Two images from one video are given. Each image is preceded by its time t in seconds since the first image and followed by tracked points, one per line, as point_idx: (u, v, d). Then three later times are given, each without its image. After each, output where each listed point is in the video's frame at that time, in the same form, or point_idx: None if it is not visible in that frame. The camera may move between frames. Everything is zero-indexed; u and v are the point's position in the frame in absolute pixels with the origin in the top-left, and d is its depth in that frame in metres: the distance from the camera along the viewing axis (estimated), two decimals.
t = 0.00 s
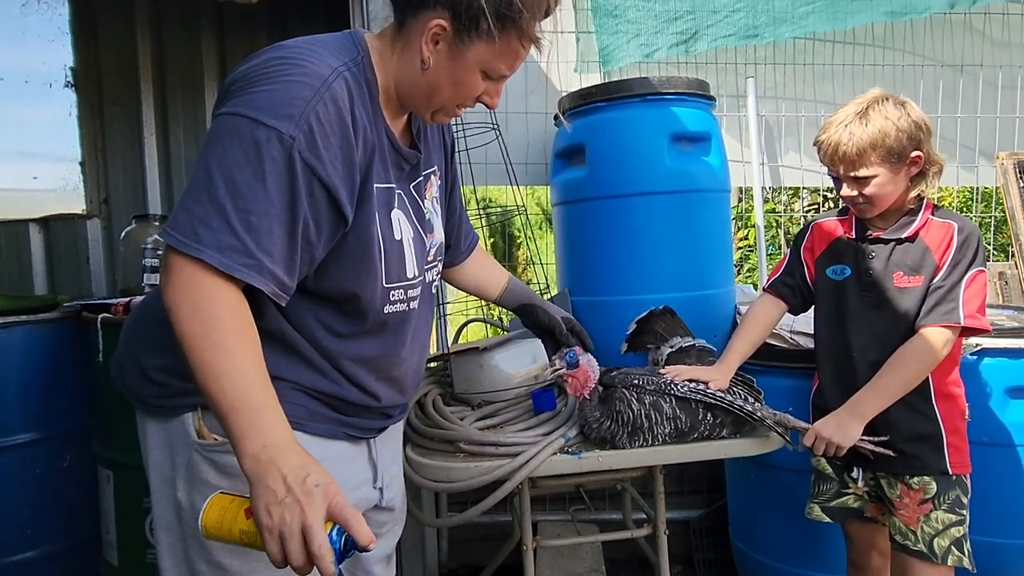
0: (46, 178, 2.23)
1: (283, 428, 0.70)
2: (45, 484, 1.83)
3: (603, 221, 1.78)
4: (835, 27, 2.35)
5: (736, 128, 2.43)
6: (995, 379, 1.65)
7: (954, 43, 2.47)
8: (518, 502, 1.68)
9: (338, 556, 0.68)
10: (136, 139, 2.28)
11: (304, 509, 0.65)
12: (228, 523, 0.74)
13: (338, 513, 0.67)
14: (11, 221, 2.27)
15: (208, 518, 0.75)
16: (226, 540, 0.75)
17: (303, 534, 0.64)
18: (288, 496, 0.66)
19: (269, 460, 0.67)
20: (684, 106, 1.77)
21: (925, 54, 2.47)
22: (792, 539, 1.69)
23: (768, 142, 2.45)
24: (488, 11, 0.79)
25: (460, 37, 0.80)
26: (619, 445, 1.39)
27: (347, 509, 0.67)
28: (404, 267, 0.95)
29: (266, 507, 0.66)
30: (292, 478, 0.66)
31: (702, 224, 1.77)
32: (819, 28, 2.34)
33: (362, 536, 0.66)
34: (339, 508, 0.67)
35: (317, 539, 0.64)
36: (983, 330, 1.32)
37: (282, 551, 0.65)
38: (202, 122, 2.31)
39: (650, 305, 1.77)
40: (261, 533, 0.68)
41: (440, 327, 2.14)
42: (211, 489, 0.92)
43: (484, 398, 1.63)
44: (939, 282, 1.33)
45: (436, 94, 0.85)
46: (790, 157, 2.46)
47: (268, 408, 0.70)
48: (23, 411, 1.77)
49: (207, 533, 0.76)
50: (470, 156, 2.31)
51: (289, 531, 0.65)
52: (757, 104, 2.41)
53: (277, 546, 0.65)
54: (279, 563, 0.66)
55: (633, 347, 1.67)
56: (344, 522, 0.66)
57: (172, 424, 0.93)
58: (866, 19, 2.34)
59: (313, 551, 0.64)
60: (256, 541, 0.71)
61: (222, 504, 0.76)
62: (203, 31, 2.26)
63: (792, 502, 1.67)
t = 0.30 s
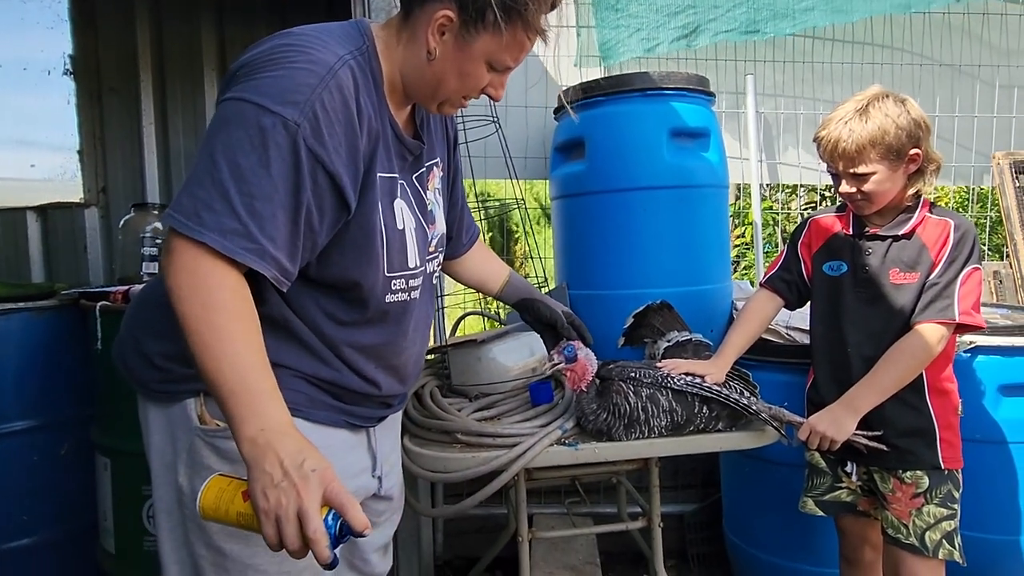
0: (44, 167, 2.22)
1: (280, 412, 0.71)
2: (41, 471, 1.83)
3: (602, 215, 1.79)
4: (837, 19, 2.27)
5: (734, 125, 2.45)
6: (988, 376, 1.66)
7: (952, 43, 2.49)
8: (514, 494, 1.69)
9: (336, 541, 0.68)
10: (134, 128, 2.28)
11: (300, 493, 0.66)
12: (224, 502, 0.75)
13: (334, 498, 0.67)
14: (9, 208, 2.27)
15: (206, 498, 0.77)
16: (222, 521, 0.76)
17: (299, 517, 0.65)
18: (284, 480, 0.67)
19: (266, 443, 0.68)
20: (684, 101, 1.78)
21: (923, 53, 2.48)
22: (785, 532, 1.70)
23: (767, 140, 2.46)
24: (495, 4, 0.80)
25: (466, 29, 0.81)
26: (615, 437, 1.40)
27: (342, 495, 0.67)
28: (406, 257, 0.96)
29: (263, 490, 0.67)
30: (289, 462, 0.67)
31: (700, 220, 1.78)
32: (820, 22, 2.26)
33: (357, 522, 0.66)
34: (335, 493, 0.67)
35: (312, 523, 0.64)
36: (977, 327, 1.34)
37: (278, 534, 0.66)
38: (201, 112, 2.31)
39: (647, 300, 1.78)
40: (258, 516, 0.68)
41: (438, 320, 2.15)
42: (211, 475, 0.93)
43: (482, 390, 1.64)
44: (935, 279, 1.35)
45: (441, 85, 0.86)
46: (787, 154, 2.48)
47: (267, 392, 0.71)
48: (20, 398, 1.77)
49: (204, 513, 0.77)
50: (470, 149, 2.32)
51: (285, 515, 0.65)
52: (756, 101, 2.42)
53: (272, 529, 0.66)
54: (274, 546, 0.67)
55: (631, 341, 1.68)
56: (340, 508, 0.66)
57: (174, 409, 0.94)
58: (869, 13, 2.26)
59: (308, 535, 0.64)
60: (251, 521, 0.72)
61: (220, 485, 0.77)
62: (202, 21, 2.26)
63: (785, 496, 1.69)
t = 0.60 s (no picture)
0: (43, 156, 2.22)
1: (285, 397, 0.71)
2: (40, 460, 1.83)
3: (602, 210, 1.80)
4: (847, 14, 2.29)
5: (734, 122, 2.46)
6: (983, 373, 1.69)
7: (951, 42, 2.50)
8: (512, 486, 1.70)
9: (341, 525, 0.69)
10: (134, 118, 2.28)
11: (306, 477, 0.67)
12: (230, 488, 0.75)
13: (339, 482, 0.68)
14: (9, 198, 2.26)
15: (212, 483, 0.77)
16: (228, 506, 0.77)
17: (304, 501, 0.66)
18: (290, 464, 0.67)
19: (271, 429, 0.69)
20: (684, 97, 1.79)
21: (922, 52, 2.49)
22: (781, 526, 1.72)
23: (766, 137, 2.48)
24: None
25: (474, 22, 0.82)
26: (615, 430, 1.41)
27: (347, 479, 0.68)
28: (409, 249, 0.97)
29: (268, 475, 0.68)
30: (295, 446, 0.68)
31: (700, 215, 1.80)
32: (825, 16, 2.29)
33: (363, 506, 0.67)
34: (340, 478, 0.68)
35: (318, 507, 0.65)
36: (974, 322, 1.35)
37: (283, 518, 0.67)
38: (201, 105, 2.31)
39: (646, 294, 1.80)
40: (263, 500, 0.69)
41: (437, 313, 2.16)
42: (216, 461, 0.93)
43: (482, 383, 1.65)
44: (932, 275, 1.36)
45: (448, 78, 0.87)
46: (786, 151, 2.49)
47: (272, 377, 0.71)
48: (19, 387, 1.77)
49: (209, 498, 0.77)
50: (470, 143, 2.32)
51: (291, 499, 0.66)
52: (756, 98, 2.43)
53: (278, 513, 0.67)
54: (280, 530, 0.68)
55: (630, 335, 1.69)
56: (345, 493, 0.67)
57: (179, 397, 0.95)
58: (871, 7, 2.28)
59: (314, 519, 0.65)
60: (258, 506, 0.73)
61: (225, 471, 0.77)
62: (203, 13, 2.26)
63: (782, 490, 1.71)
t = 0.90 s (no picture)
0: (36, 147, 2.22)
1: (278, 387, 0.71)
2: (33, 452, 1.82)
3: (598, 203, 1.80)
4: (846, 4, 2.24)
5: (730, 117, 2.46)
6: (974, 367, 1.70)
7: (946, 38, 2.52)
8: (508, 478, 1.70)
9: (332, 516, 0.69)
10: (128, 109, 2.27)
11: (298, 466, 0.67)
12: (222, 474, 0.75)
13: (331, 472, 0.68)
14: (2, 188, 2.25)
15: (203, 470, 0.77)
16: (218, 494, 0.77)
17: (296, 490, 0.66)
18: (281, 453, 0.68)
19: (264, 418, 0.69)
20: (681, 91, 1.80)
21: (917, 48, 2.51)
22: (774, 519, 1.73)
23: (761, 132, 2.49)
24: None
25: (473, 16, 0.83)
26: (609, 422, 1.41)
27: (340, 469, 0.68)
28: (406, 242, 0.97)
29: (260, 464, 0.68)
30: (287, 436, 0.68)
31: (696, 209, 1.80)
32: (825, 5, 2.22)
33: (354, 497, 0.67)
34: (332, 468, 0.68)
35: (310, 497, 0.65)
36: (966, 316, 1.36)
37: (275, 507, 0.67)
38: (196, 96, 2.30)
39: (641, 288, 1.80)
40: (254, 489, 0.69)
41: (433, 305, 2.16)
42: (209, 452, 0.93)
43: (477, 375, 1.65)
44: (926, 268, 1.37)
45: (448, 72, 0.87)
46: (781, 146, 2.50)
47: (266, 366, 0.72)
48: (12, 378, 1.76)
49: (201, 486, 0.77)
50: (466, 137, 2.34)
51: (282, 487, 0.66)
52: (751, 93, 2.44)
53: (269, 503, 0.67)
54: (271, 519, 0.68)
55: (625, 328, 1.70)
56: (337, 483, 0.67)
57: (173, 386, 0.95)
58: None
59: (306, 508, 0.65)
60: (248, 497, 0.73)
61: (217, 459, 0.77)
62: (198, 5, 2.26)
63: (775, 483, 1.72)
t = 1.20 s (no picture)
0: (24, 140, 2.18)
1: (267, 380, 0.71)
2: (22, 446, 1.81)
3: (591, 197, 1.80)
4: None
5: (723, 111, 2.46)
6: (963, 360, 1.72)
7: (938, 33, 2.53)
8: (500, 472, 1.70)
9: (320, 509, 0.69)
10: (118, 102, 2.25)
11: (285, 459, 0.67)
12: (207, 465, 0.74)
13: (320, 466, 0.68)
14: None
15: (187, 462, 0.76)
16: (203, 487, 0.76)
17: (283, 484, 0.66)
18: (269, 446, 0.67)
19: (251, 410, 0.69)
20: (674, 84, 1.80)
21: (909, 43, 2.52)
22: (765, 511, 1.74)
23: (754, 127, 2.49)
24: None
25: (477, 25, 0.82)
26: (601, 414, 1.42)
27: (328, 463, 0.68)
28: (398, 240, 0.97)
29: (247, 456, 0.68)
30: (275, 429, 0.68)
31: (688, 203, 1.81)
32: None
33: (342, 491, 0.67)
34: (320, 462, 0.68)
35: (296, 489, 0.65)
36: (955, 309, 1.37)
37: (261, 500, 0.67)
38: (186, 89, 2.28)
39: (633, 281, 1.81)
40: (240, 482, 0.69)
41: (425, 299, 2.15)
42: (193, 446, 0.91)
43: (469, 368, 1.65)
44: (916, 262, 1.38)
45: (450, 76, 0.87)
46: (774, 140, 2.51)
47: (255, 359, 0.71)
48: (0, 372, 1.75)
49: (185, 479, 0.77)
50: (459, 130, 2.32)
51: (269, 481, 0.66)
52: (744, 88, 2.44)
53: (256, 495, 0.67)
54: (257, 512, 0.68)
55: (617, 321, 1.70)
56: (325, 477, 0.67)
57: (157, 378, 0.92)
58: None
59: (293, 501, 0.65)
60: (233, 490, 0.72)
61: (202, 451, 0.77)
62: None
63: (766, 475, 1.73)
